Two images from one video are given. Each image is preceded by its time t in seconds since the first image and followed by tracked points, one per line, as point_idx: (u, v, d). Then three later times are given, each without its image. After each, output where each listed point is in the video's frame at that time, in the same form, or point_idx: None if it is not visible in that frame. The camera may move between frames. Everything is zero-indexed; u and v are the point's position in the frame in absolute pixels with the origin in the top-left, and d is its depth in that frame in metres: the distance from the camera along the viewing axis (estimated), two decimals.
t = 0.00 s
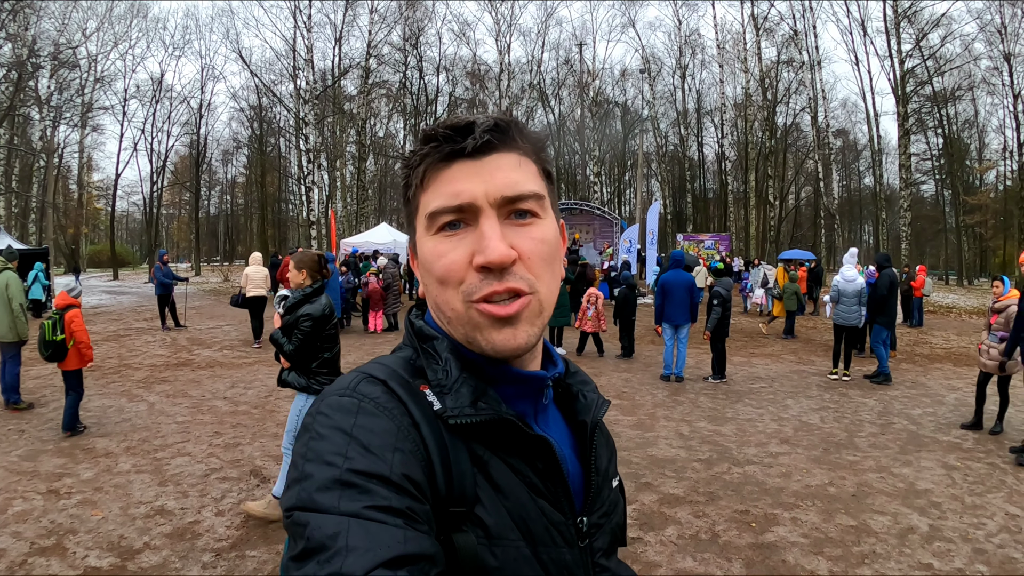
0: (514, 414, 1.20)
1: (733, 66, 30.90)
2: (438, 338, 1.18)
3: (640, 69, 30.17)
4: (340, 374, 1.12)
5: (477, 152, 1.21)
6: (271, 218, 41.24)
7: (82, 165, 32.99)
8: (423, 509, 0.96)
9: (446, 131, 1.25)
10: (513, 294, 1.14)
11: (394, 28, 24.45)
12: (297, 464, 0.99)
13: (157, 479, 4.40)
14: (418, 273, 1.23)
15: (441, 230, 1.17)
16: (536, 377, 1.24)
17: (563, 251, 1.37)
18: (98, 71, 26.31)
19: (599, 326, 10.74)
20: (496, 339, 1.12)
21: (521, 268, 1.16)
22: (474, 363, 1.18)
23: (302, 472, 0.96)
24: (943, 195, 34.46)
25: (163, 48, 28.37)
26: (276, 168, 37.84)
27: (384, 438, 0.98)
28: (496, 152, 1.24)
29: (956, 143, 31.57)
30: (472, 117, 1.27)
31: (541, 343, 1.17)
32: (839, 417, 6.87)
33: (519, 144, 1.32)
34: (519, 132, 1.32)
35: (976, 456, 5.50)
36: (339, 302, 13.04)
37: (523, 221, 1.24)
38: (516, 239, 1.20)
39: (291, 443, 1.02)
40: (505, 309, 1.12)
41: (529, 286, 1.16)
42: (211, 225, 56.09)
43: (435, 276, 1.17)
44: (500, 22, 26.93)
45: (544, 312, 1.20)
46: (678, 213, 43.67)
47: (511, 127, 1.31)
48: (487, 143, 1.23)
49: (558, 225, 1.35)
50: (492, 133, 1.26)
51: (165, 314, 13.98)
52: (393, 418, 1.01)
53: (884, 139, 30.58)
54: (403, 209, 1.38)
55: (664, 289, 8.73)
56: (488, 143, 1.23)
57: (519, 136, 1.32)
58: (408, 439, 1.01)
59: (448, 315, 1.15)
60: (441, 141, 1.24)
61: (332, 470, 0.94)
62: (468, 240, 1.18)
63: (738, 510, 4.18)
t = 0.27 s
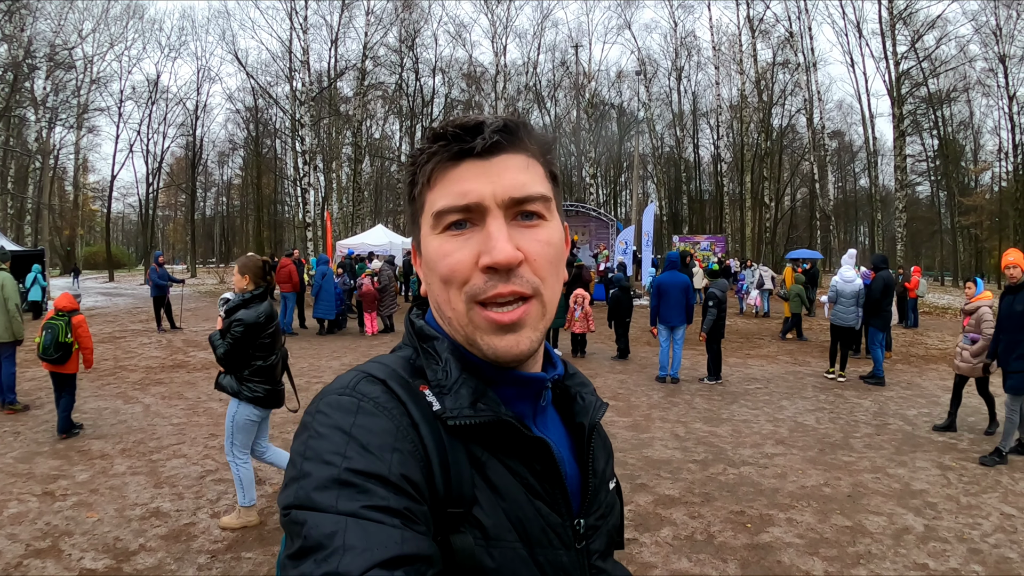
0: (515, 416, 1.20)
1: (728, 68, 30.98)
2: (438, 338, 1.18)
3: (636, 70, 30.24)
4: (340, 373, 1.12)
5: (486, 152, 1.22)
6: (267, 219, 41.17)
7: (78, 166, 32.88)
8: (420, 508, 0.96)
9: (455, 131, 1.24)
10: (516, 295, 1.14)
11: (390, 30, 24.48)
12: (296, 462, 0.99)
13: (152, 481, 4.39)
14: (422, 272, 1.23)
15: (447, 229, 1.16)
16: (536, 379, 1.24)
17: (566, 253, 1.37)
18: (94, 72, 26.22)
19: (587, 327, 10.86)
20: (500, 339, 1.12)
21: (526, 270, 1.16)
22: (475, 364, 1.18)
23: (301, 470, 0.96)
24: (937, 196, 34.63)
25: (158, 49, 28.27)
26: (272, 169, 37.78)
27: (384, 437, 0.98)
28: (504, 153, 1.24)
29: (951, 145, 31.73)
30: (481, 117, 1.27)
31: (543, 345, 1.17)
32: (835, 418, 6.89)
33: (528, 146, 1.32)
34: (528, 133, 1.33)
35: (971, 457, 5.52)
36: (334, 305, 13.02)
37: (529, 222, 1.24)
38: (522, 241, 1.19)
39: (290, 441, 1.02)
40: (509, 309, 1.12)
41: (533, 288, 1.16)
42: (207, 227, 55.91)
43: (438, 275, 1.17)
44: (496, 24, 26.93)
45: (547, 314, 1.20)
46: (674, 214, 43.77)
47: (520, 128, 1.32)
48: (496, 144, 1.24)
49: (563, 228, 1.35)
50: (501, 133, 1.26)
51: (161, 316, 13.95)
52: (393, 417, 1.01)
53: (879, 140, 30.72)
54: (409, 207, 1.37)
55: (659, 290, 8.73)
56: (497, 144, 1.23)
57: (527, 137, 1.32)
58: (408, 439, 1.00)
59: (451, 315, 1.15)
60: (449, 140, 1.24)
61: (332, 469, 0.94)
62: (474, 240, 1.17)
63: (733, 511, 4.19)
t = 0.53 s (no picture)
0: (514, 414, 1.20)
1: (730, 72, 30.98)
2: (439, 337, 1.19)
3: (637, 74, 30.28)
4: (340, 369, 1.12)
5: (494, 151, 1.22)
6: (268, 223, 41.23)
7: (81, 169, 32.97)
8: (417, 506, 0.96)
9: (466, 129, 1.25)
10: (520, 295, 1.14)
11: (392, 34, 24.55)
12: (295, 458, 0.99)
13: (153, 483, 4.39)
14: (426, 269, 1.24)
15: (454, 226, 1.17)
16: (536, 379, 1.25)
17: (570, 255, 1.38)
18: (98, 75, 26.31)
19: (587, 330, 10.80)
20: (502, 337, 1.13)
21: (530, 270, 1.16)
22: (475, 363, 1.18)
23: (299, 466, 0.97)
24: (939, 199, 34.61)
25: (162, 52, 28.35)
26: (274, 173, 37.87)
27: (383, 434, 0.98)
28: (513, 153, 1.25)
29: (953, 148, 31.71)
30: (490, 118, 1.28)
31: (544, 344, 1.17)
32: (836, 421, 6.87)
33: (536, 147, 1.32)
34: (536, 134, 1.33)
35: (973, 460, 5.51)
36: (333, 309, 13.02)
37: (535, 223, 1.24)
38: (528, 241, 1.19)
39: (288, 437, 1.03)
40: (512, 307, 1.12)
41: (537, 288, 1.16)
42: (209, 231, 56.02)
43: (443, 275, 1.18)
44: (498, 28, 26.97)
45: (549, 314, 1.20)
46: (675, 218, 43.74)
47: (528, 130, 1.32)
48: (506, 144, 1.24)
49: (568, 230, 1.35)
50: (508, 132, 1.26)
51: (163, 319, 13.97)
52: (392, 414, 1.02)
53: (881, 144, 30.73)
54: (415, 205, 1.38)
55: (660, 293, 8.73)
56: (506, 144, 1.24)
57: (535, 139, 1.33)
58: (406, 437, 1.01)
59: (455, 312, 1.15)
60: (459, 138, 1.25)
61: (329, 465, 0.95)
62: (479, 239, 1.18)
63: (734, 514, 4.18)
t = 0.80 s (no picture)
0: (516, 417, 1.20)
1: (728, 72, 30.99)
2: (440, 339, 1.18)
3: (636, 74, 30.27)
4: (342, 373, 1.12)
5: (498, 155, 1.22)
6: (267, 222, 41.19)
7: (79, 169, 32.95)
8: (420, 508, 0.96)
9: (469, 133, 1.25)
10: (523, 298, 1.14)
11: (391, 33, 24.53)
12: (297, 462, 0.99)
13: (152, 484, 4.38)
14: (429, 272, 1.23)
15: (456, 230, 1.17)
16: (537, 380, 1.24)
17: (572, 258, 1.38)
18: (96, 75, 26.27)
19: (589, 330, 10.76)
20: (505, 340, 1.12)
21: (532, 274, 1.16)
22: (477, 366, 1.18)
23: (302, 470, 0.96)
24: (937, 199, 34.66)
25: (160, 52, 28.31)
26: (273, 172, 37.83)
27: (386, 438, 0.98)
28: (516, 157, 1.24)
29: (952, 147, 31.73)
30: (494, 122, 1.28)
31: (547, 347, 1.17)
32: (835, 421, 6.88)
33: (538, 151, 1.32)
34: (539, 138, 1.33)
35: (971, 460, 5.52)
36: (331, 309, 12.98)
37: (538, 227, 1.24)
38: (531, 245, 1.19)
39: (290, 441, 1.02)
40: (515, 311, 1.12)
41: (539, 292, 1.16)
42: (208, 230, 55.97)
43: (445, 280, 1.18)
44: (496, 28, 26.95)
45: (552, 318, 1.20)
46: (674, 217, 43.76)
47: (531, 134, 1.32)
48: (509, 148, 1.24)
49: (570, 234, 1.35)
50: (511, 136, 1.26)
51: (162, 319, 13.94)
52: (394, 418, 1.02)
53: (879, 144, 30.76)
54: (417, 209, 1.37)
55: (659, 293, 8.72)
56: (509, 148, 1.24)
57: (537, 143, 1.33)
58: (409, 440, 1.01)
59: (457, 315, 1.15)
60: (462, 142, 1.24)
61: (332, 468, 0.94)
62: (483, 242, 1.17)
63: (733, 514, 4.18)
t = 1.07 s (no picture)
0: (513, 414, 1.20)
1: (726, 72, 31.02)
2: (438, 338, 1.18)
3: (634, 75, 30.29)
4: (338, 373, 1.12)
5: (493, 153, 1.22)
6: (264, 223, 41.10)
7: (77, 169, 32.91)
8: (420, 506, 0.96)
9: (464, 131, 1.25)
10: (520, 297, 1.14)
11: (389, 33, 24.50)
12: (296, 461, 0.98)
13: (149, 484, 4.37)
14: (425, 272, 1.23)
15: (454, 228, 1.16)
16: (535, 378, 1.24)
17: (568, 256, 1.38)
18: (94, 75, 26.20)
19: (597, 331, 10.77)
20: (502, 338, 1.12)
21: (529, 272, 1.15)
22: (475, 364, 1.17)
23: (301, 468, 0.96)
24: (935, 199, 34.74)
25: (157, 52, 28.23)
26: (270, 172, 37.75)
27: (383, 436, 0.98)
28: (512, 155, 1.24)
29: (949, 147, 31.80)
30: (489, 119, 1.28)
31: (544, 345, 1.16)
32: (833, 421, 6.89)
33: (533, 149, 1.32)
34: (534, 138, 1.33)
35: (969, 459, 5.53)
36: (329, 309, 12.97)
37: (534, 224, 1.24)
38: (528, 243, 1.19)
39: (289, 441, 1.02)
40: (511, 309, 1.12)
41: (536, 291, 1.15)
42: (205, 230, 55.89)
43: (440, 279, 1.18)
44: (494, 27, 26.91)
45: (549, 316, 1.19)
46: (672, 218, 43.74)
47: (527, 131, 1.32)
48: (504, 146, 1.24)
49: (566, 232, 1.35)
50: (506, 135, 1.26)
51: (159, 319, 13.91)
52: (392, 416, 1.01)
53: (876, 143, 30.83)
54: (412, 209, 1.36)
55: (657, 293, 8.72)
56: (505, 146, 1.24)
57: (533, 140, 1.32)
58: (408, 437, 1.00)
59: (455, 313, 1.15)
60: (458, 140, 1.24)
61: (332, 467, 0.94)
62: (480, 240, 1.17)
63: (732, 514, 4.18)
